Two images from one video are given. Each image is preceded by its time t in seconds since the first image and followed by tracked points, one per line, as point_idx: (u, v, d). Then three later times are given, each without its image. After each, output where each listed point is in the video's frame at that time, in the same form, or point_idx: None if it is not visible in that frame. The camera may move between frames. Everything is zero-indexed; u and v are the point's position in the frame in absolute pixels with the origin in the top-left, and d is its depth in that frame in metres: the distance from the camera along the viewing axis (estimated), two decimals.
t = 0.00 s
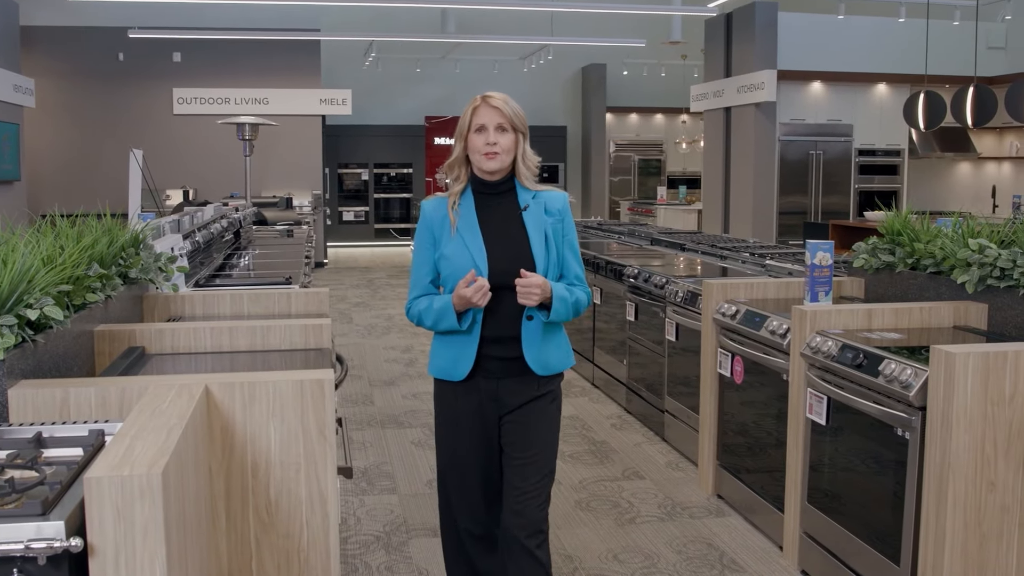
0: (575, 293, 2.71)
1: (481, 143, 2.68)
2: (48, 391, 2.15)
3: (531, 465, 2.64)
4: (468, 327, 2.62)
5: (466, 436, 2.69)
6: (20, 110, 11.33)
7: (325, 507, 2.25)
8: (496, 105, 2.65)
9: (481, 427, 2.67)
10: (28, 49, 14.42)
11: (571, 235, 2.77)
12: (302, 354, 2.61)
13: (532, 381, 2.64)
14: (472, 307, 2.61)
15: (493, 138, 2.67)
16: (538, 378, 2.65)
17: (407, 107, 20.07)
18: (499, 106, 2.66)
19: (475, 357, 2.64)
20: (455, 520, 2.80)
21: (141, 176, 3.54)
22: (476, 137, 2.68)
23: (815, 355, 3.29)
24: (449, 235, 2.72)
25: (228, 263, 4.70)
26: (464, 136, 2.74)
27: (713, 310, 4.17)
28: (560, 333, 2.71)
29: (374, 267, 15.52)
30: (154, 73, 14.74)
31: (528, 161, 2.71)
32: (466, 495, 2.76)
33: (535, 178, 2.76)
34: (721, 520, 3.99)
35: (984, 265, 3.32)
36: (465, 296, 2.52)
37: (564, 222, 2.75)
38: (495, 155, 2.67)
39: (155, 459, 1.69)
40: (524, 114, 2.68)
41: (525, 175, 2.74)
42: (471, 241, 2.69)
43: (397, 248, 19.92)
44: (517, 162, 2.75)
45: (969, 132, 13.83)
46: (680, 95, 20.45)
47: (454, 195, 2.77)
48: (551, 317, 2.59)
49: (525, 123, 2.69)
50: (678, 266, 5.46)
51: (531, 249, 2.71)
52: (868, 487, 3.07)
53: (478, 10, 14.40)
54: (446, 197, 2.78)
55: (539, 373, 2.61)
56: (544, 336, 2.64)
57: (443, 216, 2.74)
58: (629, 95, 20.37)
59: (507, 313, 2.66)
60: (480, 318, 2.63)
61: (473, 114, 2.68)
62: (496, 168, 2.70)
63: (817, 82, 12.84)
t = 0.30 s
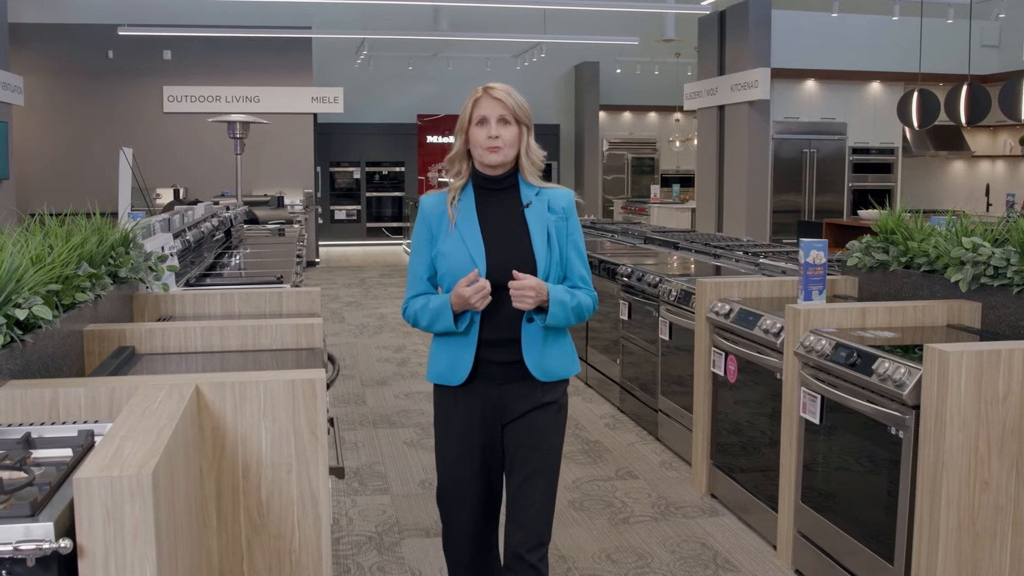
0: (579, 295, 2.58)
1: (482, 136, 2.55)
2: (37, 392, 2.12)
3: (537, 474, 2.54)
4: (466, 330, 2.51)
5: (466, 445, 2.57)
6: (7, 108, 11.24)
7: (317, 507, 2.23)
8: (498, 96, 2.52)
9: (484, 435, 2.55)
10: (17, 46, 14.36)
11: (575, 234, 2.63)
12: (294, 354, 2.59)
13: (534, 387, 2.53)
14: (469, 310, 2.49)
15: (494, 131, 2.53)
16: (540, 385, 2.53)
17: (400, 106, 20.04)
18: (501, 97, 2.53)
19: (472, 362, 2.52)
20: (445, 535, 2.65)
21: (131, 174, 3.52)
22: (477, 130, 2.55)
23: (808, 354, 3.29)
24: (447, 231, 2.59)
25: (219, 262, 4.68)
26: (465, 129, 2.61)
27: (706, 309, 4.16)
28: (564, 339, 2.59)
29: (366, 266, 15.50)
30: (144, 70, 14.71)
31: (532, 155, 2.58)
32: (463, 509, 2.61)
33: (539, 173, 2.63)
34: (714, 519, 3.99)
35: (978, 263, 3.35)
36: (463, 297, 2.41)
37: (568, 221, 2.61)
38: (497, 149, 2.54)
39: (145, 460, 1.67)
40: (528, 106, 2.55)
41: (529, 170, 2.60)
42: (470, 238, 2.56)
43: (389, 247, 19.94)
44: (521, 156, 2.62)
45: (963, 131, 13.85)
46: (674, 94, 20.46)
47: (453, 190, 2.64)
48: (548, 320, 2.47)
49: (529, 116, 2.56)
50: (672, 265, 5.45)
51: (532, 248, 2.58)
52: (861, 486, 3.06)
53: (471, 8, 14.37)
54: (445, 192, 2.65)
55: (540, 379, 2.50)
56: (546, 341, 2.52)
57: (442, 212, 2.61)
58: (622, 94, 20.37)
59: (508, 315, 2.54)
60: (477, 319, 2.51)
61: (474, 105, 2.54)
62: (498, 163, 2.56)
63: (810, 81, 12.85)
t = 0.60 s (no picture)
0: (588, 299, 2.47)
1: (488, 129, 2.42)
2: (26, 391, 2.11)
3: (548, 482, 2.45)
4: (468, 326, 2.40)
5: (468, 461, 2.44)
6: None
7: (310, 506, 2.20)
8: (506, 89, 2.40)
9: (489, 447, 2.44)
10: (6, 42, 14.29)
11: (583, 237, 2.53)
12: (286, 352, 2.57)
13: (540, 393, 2.42)
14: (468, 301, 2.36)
15: (500, 124, 2.41)
16: (547, 392, 2.42)
17: (394, 104, 20.01)
18: (508, 90, 2.41)
19: (476, 366, 2.39)
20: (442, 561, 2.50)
21: (122, 171, 3.50)
22: (483, 123, 2.43)
23: (803, 352, 3.28)
24: (450, 230, 2.47)
25: (210, 261, 4.65)
26: (472, 124, 2.49)
27: (701, 306, 4.15)
28: (569, 344, 2.48)
29: (359, 265, 15.47)
30: (135, 67, 14.66)
31: (540, 152, 2.47)
32: (465, 531, 2.46)
33: (548, 173, 2.52)
34: (709, 518, 3.99)
35: (973, 261, 3.34)
36: (462, 284, 2.27)
37: (575, 222, 2.51)
38: (503, 144, 2.42)
39: (135, 459, 1.65)
40: (536, 99, 2.44)
41: (537, 169, 2.50)
42: (473, 235, 2.44)
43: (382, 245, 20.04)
44: (529, 154, 2.50)
45: (958, 128, 13.88)
46: (669, 91, 20.46)
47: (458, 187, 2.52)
48: (554, 314, 2.33)
49: (537, 111, 2.44)
50: (666, 263, 5.43)
51: (538, 248, 2.45)
52: (857, 485, 3.06)
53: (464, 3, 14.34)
54: (450, 188, 2.52)
55: (550, 388, 2.38)
56: (552, 345, 2.40)
57: (445, 209, 2.48)
58: (617, 91, 20.37)
59: (514, 319, 2.41)
60: (480, 315, 2.39)
61: (480, 98, 2.43)
62: (505, 159, 2.44)
63: (806, 78, 12.86)
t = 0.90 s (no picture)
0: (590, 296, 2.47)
1: (493, 119, 2.39)
2: (21, 390, 2.08)
3: (539, 486, 2.45)
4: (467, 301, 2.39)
5: (461, 464, 2.42)
6: None
7: (306, 505, 2.19)
8: (512, 78, 2.37)
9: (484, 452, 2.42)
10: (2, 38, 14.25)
11: (586, 233, 2.52)
12: (283, 351, 2.56)
13: (537, 393, 2.41)
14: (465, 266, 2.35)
15: (505, 113, 2.38)
16: (543, 392, 2.41)
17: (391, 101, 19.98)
18: (515, 79, 2.37)
19: (474, 361, 2.36)
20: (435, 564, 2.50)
21: (117, 168, 3.48)
22: (488, 113, 2.41)
23: (803, 350, 3.27)
24: (451, 220, 2.46)
25: (207, 258, 4.63)
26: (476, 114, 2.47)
27: (699, 304, 4.14)
28: (568, 342, 2.47)
29: (356, 263, 15.47)
30: (131, 63, 14.63)
31: (547, 143, 2.44)
32: (457, 538, 2.45)
33: (555, 167, 2.49)
34: (708, 516, 3.98)
35: (973, 258, 3.33)
36: (461, 241, 2.25)
37: (580, 218, 2.51)
38: (509, 135, 2.38)
39: (131, 458, 1.63)
40: (542, 89, 2.41)
41: (544, 162, 2.46)
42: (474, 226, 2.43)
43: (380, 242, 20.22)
44: (536, 146, 2.47)
45: (958, 125, 13.88)
46: (668, 87, 20.43)
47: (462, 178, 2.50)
48: (557, 291, 2.32)
49: (543, 101, 2.41)
50: (665, 260, 5.42)
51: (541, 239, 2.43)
52: (857, 484, 3.05)
53: None
54: (452, 180, 2.51)
55: (551, 388, 2.37)
56: (552, 339, 2.38)
57: (446, 201, 2.48)
58: (616, 88, 20.35)
59: (514, 315, 2.40)
60: (479, 288, 2.38)
61: (486, 88, 2.40)
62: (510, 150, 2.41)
63: (805, 74, 12.86)
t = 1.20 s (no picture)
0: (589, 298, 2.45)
1: (488, 121, 2.38)
2: (16, 390, 2.07)
3: (536, 493, 2.42)
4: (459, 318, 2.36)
5: (457, 467, 2.41)
6: None
7: (304, 506, 2.17)
8: (505, 78, 2.35)
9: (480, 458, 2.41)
10: None
11: (585, 234, 2.50)
12: (280, 351, 2.54)
13: (533, 396, 2.39)
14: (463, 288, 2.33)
15: (501, 115, 2.36)
16: (539, 395, 2.39)
17: (389, 100, 19.97)
18: (508, 79, 2.36)
19: (466, 365, 2.35)
20: (433, 566, 2.51)
21: (113, 167, 3.47)
22: (483, 115, 2.39)
23: (803, 350, 3.26)
24: (447, 221, 2.44)
25: (203, 258, 4.61)
26: (471, 114, 2.45)
27: (700, 304, 4.13)
28: (566, 346, 2.45)
29: (354, 262, 15.43)
30: (127, 61, 14.60)
31: (545, 141, 2.43)
32: (454, 542, 2.45)
33: (551, 164, 2.48)
34: (708, 517, 3.96)
35: (974, 257, 3.32)
36: (461, 266, 2.24)
37: (578, 219, 2.48)
38: (505, 135, 2.37)
39: (127, 459, 1.61)
40: (537, 88, 2.39)
41: (541, 160, 2.45)
42: (471, 228, 2.41)
43: (378, 242, 20.11)
44: (532, 144, 2.45)
45: (959, 124, 13.86)
46: (668, 86, 20.39)
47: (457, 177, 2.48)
48: (557, 306, 2.31)
49: (539, 99, 2.40)
50: (664, 260, 5.41)
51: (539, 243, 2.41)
52: (857, 485, 3.04)
53: None
54: (448, 179, 2.49)
55: (544, 390, 2.35)
56: (549, 343, 2.36)
57: (442, 200, 2.45)
58: (615, 87, 20.33)
59: (512, 317, 2.38)
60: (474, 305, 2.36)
61: (479, 89, 2.39)
62: (506, 151, 2.40)
63: (806, 73, 12.84)
